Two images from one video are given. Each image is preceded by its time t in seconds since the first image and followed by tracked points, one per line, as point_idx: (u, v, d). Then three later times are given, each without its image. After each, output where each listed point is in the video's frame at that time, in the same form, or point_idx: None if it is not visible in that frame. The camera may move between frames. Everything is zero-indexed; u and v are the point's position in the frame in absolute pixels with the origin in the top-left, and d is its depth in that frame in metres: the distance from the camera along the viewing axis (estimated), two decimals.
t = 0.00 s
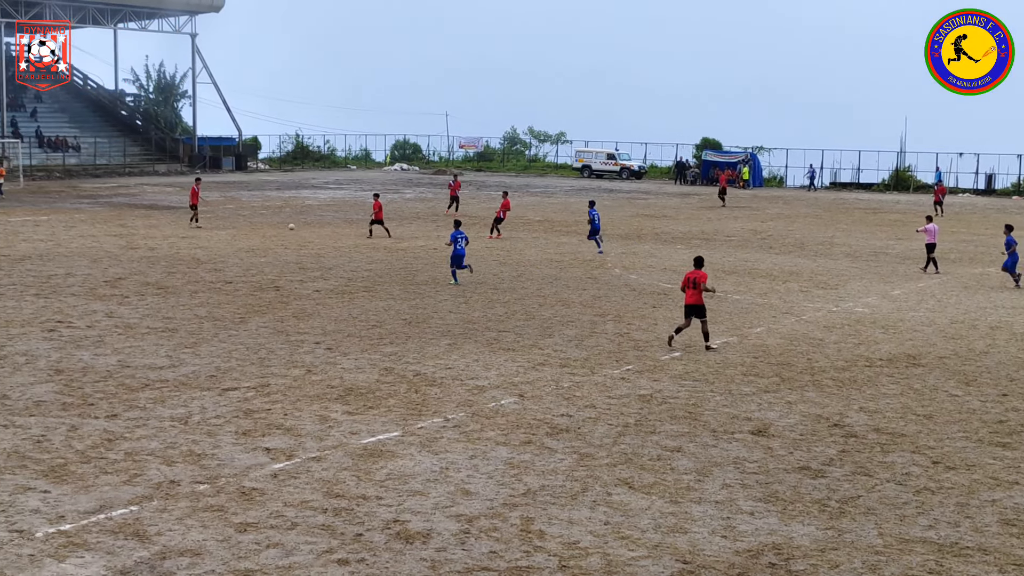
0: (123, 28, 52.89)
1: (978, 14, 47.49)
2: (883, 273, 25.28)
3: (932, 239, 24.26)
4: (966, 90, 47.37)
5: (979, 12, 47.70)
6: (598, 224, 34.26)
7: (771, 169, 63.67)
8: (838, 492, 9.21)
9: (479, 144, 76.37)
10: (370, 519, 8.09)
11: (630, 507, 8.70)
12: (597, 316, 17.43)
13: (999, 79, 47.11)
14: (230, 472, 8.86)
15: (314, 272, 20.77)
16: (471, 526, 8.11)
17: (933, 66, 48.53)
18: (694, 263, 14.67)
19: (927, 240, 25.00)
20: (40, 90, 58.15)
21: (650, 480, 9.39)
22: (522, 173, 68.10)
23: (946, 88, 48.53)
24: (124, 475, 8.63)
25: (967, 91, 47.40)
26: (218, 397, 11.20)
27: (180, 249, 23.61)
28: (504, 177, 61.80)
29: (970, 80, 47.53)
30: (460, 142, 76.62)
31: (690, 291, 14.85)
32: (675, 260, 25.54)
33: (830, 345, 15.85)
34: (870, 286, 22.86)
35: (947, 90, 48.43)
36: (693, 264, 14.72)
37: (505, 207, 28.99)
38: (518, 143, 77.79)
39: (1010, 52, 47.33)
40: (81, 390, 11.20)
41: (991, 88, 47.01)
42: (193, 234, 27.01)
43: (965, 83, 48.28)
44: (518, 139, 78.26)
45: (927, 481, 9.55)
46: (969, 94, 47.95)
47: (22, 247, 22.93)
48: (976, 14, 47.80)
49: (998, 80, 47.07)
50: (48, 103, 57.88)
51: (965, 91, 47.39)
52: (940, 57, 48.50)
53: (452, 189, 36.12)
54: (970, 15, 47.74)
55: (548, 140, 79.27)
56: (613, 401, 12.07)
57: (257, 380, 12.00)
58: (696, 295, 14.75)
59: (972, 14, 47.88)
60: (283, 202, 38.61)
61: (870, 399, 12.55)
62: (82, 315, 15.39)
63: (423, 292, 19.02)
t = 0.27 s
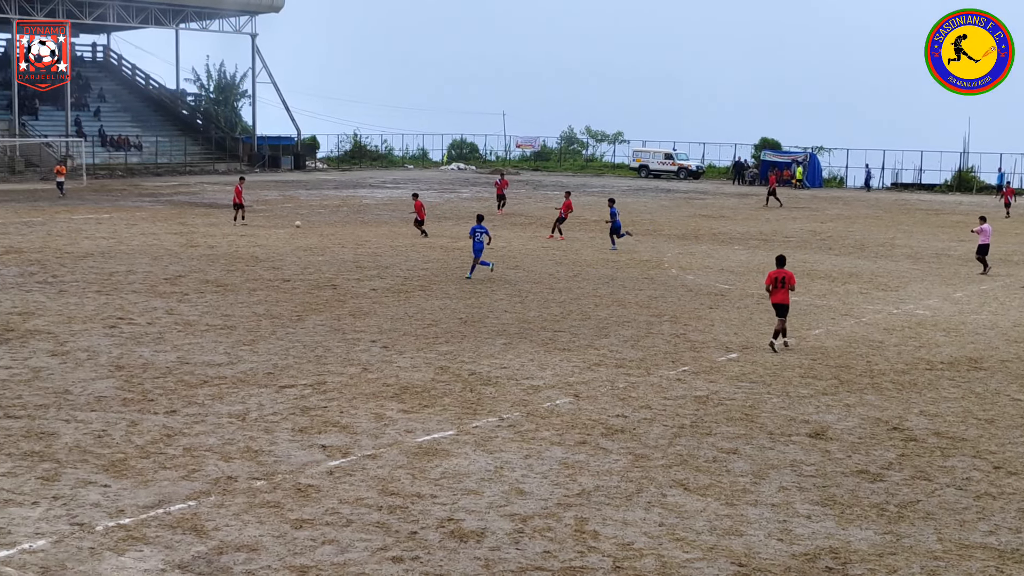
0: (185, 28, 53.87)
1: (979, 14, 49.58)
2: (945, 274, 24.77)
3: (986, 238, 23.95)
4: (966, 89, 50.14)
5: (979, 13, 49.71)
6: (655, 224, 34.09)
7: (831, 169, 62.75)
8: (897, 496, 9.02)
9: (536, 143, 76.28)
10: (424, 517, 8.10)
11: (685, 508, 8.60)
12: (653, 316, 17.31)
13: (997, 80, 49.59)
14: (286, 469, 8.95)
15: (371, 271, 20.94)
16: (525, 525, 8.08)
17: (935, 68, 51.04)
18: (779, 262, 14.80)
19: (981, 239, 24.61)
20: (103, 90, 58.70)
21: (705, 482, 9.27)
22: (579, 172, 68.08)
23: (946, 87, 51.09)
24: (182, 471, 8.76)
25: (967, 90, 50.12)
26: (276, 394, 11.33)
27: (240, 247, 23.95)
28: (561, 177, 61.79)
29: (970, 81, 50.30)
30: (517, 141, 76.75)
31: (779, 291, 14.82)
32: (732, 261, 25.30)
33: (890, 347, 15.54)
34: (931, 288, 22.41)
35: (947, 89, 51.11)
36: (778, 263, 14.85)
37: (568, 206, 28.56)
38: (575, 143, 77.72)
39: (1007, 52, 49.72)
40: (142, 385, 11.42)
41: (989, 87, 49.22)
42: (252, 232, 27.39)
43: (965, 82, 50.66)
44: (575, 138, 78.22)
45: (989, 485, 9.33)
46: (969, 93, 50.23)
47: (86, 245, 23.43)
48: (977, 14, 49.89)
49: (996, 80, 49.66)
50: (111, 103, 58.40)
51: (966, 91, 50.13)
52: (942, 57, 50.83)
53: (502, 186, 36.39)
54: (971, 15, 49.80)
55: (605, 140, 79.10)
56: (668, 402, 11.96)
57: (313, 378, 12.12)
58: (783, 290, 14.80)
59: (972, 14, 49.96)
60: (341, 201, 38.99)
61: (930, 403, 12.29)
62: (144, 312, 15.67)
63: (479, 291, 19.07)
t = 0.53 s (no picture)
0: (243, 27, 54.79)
1: (979, 15, 50.33)
2: (1009, 275, 24.15)
3: None
4: (966, 90, 51.19)
5: (978, 13, 50.50)
6: (710, 223, 33.78)
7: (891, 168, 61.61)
8: (956, 499, 8.82)
9: (592, 142, 76.48)
10: (477, 514, 8.11)
11: (739, 509, 8.48)
12: (708, 316, 17.16)
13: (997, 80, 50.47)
14: (340, 465, 9.03)
15: (426, 268, 21.06)
16: (577, 524, 8.04)
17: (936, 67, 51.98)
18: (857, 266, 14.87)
19: None
20: (163, 88, 59.87)
21: (760, 483, 9.14)
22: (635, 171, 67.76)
23: (948, 87, 51.98)
24: (238, 465, 8.88)
25: (967, 91, 51.16)
26: (330, 390, 11.44)
27: (296, 244, 24.24)
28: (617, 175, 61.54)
29: (969, 81, 51.22)
30: (572, 140, 76.67)
31: (855, 294, 14.93)
32: (789, 260, 24.96)
33: (950, 349, 15.21)
34: (994, 289, 21.86)
35: (948, 89, 52.08)
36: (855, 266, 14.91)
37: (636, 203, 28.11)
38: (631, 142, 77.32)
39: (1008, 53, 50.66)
40: (198, 380, 11.61)
41: (989, 87, 50.19)
42: (309, 229, 27.68)
43: (965, 83, 51.68)
44: (631, 137, 77.87)
45: None
46: (970, 93, 51.35)
47: (146, 241, 23.89)
48: (976, 14, 50.60)
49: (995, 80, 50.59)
50: (171, 100, 59.65)
51: (965, 91, 51.24)
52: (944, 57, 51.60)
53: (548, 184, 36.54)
54: (970, 15, 50.61)
55: (661, 138, 78.57)
56: (723, 401, 11.83)
57: (368, 374, 12.22)
58: (861, 296, 14.86)
59: (971, 14, 50.66)
60: (396, 199, 39.25)
61: (992, 405, 11.99)
62: (201, 307, 15.93)
63: (533, 289, 19.06)
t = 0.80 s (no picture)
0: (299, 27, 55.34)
1: (979, 14, 49.29)
2: None
3: None
4: (965, 90, 50.12)
5: (978, 12, 49.35)
6: (764, 223, 33.39)
7: (950, 169, 60.37)
8: (1016, 505, 8.60)
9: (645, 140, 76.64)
10: (528, 514, 8.10)
11: (792, 512, 8.36)
12: (761, 317, 16.95)
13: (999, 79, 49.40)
14: (392, 462, 9.08)
15: (477, 268, 21.10)
16: (627, 524, 7.98)
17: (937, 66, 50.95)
18: (925, 263, 14.78)
19: None
20: (219, 87, 60.68)
21: (814, 486, 9.00)
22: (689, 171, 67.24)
23: (948, 87, 50.95)
24: (291, 462, 8.97)
25: (967, 91, 50.08)
26: (382, 388, 11.51)
27: (349, 243, 24.42)
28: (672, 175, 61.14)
29: (969, 81, 50.16)
30: (625, 139, 76.43)
31: (923, 292, 14.88)
32: (845, 261, 24.57)
33: (1010, 352, 14.83)
34: None
35: (948, 89, 51.07)
36: (924, 264, 14.82)
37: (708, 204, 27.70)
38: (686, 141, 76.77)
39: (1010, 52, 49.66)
40: (252, 377, 11.75)
41: (989, 87, 49.14)
42: (362, 228, 27.90)
43: (964, 82, 50.57)
44: (686, 136, 77.33)
45: None
46: (970, 93, 50.27)
47: (202, 239, 24.26)
48: (976, 13, 49.46)
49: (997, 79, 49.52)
50: (227, 99, 60.39)
51: (965, 91, 50.16)
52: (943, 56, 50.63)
53: (593, 181, 36.60)
54: (970, 15, 49.57)
55: (716, 138, 77.87)
56: (776, 403, 11.67)
57: (419, 373, 12.27)
58: (928, 294, 14.81)
59: (971, 14, 49.54)
60: (449, 198, 39.35)
61: None
62: (255, 305, 16.13)
63: (585, 289, 19.00)
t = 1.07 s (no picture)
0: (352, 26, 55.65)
1: (979, 14, 48.13)
2: None
3: None
4: (964, 90, 49.10)
5: (979, 12, 48.12)
6: (817, 224, 32.95)
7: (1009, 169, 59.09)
8: None
9: (696, 140, 76.12)
10: (576, 513, 8.05)
11: (845, 516, 8.21)
12: (814, 318, 16.72)
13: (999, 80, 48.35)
14: (440, 461, 9.09)
15: (527, 267, 21.09)
16: (676, 526, 7.90)
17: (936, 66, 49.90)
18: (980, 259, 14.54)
19: None
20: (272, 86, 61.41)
21: (866, 489, 8.84)
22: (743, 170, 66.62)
23: (947, 88, 49.93)
24: (340, 459, 9.03)
25: (966, 91, 49.05)
26: (431, 387, 11.55)
27: (398, 242, 24.56)
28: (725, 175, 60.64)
29: (970, 81, 49.11)
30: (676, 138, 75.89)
31: (981, 288, 14.64)
32: (900, 263, 24.15)
33: None
34: None
35: (947, 90, 50.03)
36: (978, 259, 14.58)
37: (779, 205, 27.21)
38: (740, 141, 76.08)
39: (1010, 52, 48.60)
40: (303, 374, 11.87)
41: (989, 87, 48.11)
42: (412, 227, 28.03)
43: (964, 83, 49.53)
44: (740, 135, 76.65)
45: None
46: (970, 94, 49.15)
47: (255, 237, 24.54)
48: (976, 13, 48.24)
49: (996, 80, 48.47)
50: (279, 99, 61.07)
51: (965, 92, 49.13)
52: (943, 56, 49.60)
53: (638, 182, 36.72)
54: (970, 14, 48.43)
55: (767, 138, 76.98)
56: (828, 405, 11.49)
57: (467, 371, 12.28)
58: (986, 290, 14.61)
59: (971, 14, 48.35)
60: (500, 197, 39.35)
61: None
62: (305, 303, 16.29)
63: (635, 289, 18.91)
